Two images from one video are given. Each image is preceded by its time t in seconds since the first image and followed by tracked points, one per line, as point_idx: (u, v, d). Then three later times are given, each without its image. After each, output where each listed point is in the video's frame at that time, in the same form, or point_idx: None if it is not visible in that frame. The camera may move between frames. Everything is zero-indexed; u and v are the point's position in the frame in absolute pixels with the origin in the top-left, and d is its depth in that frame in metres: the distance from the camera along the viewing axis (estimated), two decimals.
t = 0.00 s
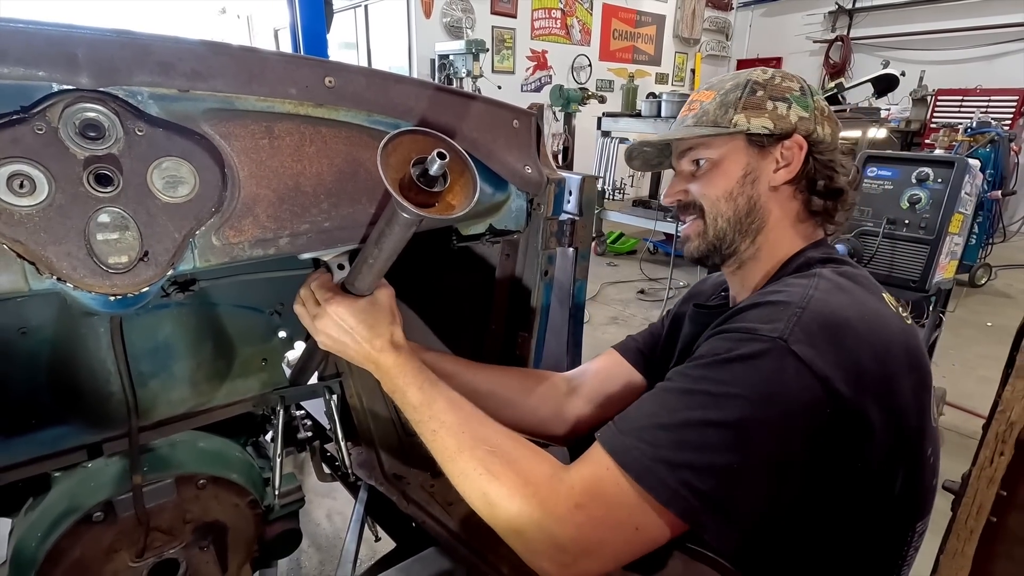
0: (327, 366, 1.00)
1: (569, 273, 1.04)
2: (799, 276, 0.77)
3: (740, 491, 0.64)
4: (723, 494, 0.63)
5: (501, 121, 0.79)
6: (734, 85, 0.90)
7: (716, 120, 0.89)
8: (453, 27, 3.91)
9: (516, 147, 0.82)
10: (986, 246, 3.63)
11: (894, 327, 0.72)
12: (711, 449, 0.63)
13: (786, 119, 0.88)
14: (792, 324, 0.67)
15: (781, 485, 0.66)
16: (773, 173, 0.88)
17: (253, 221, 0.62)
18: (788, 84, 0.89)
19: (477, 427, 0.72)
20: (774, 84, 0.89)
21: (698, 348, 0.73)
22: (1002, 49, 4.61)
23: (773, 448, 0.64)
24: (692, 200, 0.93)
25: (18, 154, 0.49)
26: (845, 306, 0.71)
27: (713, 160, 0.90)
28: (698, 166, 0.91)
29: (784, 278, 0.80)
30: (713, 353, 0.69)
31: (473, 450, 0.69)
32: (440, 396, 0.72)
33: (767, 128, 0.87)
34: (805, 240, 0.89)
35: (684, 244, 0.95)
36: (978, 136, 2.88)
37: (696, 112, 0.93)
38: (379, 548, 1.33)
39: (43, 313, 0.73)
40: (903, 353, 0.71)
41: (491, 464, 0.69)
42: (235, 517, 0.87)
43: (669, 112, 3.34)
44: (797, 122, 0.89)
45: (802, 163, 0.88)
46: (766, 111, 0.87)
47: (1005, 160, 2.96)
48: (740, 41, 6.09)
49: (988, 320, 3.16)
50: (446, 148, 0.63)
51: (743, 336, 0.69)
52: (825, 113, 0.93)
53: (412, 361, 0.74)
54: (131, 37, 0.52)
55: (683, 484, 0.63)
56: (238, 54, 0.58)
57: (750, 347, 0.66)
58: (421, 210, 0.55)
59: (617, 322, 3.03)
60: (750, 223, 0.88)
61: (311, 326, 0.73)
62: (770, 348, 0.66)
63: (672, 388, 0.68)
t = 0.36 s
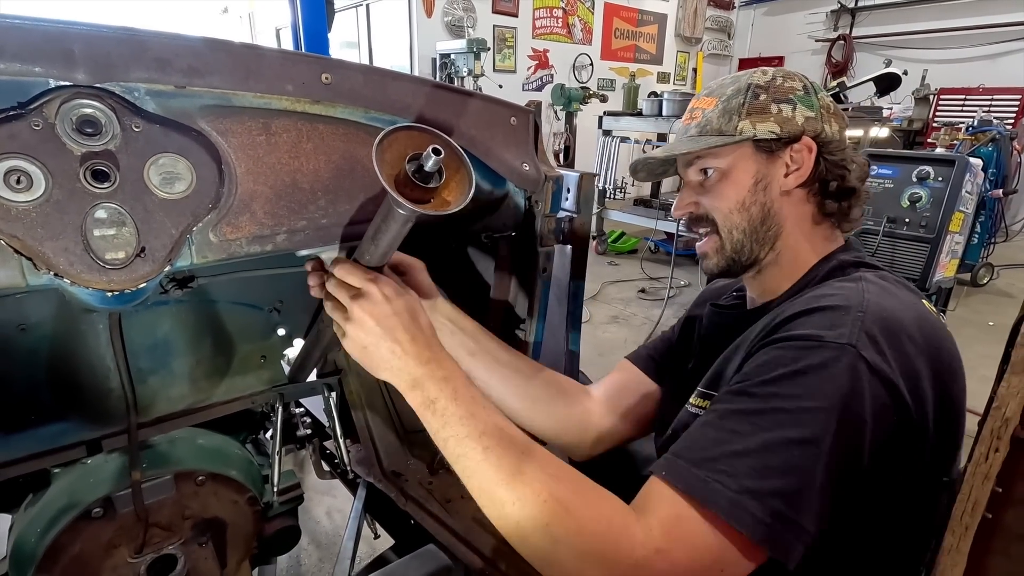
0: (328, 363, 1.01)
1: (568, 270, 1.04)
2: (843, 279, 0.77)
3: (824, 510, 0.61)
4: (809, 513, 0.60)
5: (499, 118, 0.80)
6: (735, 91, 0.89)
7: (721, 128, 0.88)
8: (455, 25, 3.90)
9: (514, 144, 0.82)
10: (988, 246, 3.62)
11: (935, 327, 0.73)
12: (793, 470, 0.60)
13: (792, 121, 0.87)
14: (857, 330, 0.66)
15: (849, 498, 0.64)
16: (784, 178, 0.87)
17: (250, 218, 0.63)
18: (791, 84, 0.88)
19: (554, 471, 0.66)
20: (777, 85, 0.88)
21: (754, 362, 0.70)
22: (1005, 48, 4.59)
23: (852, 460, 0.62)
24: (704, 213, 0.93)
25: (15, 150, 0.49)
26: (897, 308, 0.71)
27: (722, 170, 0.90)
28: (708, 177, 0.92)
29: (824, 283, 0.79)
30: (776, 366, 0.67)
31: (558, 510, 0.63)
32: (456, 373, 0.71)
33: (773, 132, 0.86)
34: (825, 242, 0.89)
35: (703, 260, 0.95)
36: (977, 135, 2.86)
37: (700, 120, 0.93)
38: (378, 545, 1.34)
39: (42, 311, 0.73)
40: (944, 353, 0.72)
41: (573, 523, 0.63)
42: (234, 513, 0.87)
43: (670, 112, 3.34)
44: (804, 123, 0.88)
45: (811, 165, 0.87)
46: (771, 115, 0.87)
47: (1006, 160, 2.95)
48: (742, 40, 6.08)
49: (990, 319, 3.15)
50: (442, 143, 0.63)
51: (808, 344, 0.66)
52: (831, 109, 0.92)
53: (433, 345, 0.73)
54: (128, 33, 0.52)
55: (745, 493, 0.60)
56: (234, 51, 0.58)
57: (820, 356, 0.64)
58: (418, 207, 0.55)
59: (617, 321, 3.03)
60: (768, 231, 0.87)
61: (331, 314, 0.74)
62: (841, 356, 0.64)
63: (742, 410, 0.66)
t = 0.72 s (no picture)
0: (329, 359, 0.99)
1: (571, 265, 1.05)
2: (864, 297, 0.74)
3: (824, 538, 0.60)
4: (804, 541, 0.60)
5: (503, 112, 0.79)
6: (761, 80, 0.87)
7: (747, 122, 0.87)
8: (456, 24, 3.90)
9: (518, 138, 0.82)
10: (991, 245, 3.61)
11: (964, 351, 0.70)
12: (788, 497, 0.60)
13: (823, 111, 0.85)
14: (875, 358, 0.64)
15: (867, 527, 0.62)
16: (813, 173, 0.86)
17: (253, 210, 0.62)
18: (823, 70, 0.85)
19: (548, 479, 0.67)
20: (806, 72, 0.86)
21: (765, 382, 0.68)
22: (1008, 46, 4.58)
23: (862, 492, 0.60)
24: (728, 209, 0.91)
25: (17, 140, 0.49)
26: (921, 332, 0.68)
27: (746, 165, 0.88)
28: (731, 172, 0.90)
29: (848, 299, 0.76)
30: (787, 390, 0.65)
31: (547, 517, 0.65)
32: (455, 379, 0.71)
33: (802, 125, 0.85)
34: (853, 242, 0.88)
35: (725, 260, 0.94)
36: (983, 131, 2.89)
37: (725, 112, 0.91)
38: (380, 542, 1.34)
39: (44, 304, 0.73)
40: (974, 379, 0.69)
41: (562, 528, 0.65)
42: (236, 509, 0.87)
43: (673, 110, 3.33)
44: (836, 112, 0.85)
45: (842, 158, 0.85)
46: (800, 106, 0.85)
47: (1010, 158, 2.94)
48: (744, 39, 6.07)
49: (993, 318, 3.14)
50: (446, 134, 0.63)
51: (822, 370, 0.64)
52: (865, 94, 0.90)
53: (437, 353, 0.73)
54: (129, 21, 0.52)
55: (736, 514, 0.60)
56: (237, 41, 0.58)
57: (834, 384, 0.62)
58: (422, 198, 0.55)
59: (619, 320, 3.02)
60: (795, 231, 0.86)
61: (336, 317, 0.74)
62: (856, 386, 0.61)
63: (743, 429, 0.64)
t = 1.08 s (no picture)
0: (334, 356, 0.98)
1: (576, 262, 1.05)
2: (873, 292, 0.74)
3: (831, 534, 0.60)
4: (810, 538, 0.59)
5: (508, 108, 0.79)
6: (751, 79, 0.88)
7: (738, 122, 0.87)
8: (459, 25, 3.90)
9: (523, 134, 0.82)
10: (995, 245, 3.59)
11: (972, 347, 0.70)
12: (797, 493, 0.60)
13: (816, 107, 0.85)
14: (885, 352, 0.63)
15: (873, 522, 0.62)
16: (808, 170, 0.85)
17: (259, 205, 0.62)
18: (813, 66, 0.85)
19: (553, 476, 0.67)
20: (797, 67, 0.85)
21: (773, 377, 0.68)
22: (1011, 47, 4.57)
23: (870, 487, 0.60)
24: (725, 209, 0.91)
25: (25, 133, 0.49)
26: (930, 328, 0.67)
27: (740, 165, 0.87)
28: (725, 172, 0.89)
29: (854, 294, 0.76)
30: (796, 385, 0.64)
31: (550, 515, 0.65)
32: (461, 374, 0.71)
33: (796, 122, 0.84)
34: (852, 238, 0.88)
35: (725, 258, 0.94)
36: (987, 131, 2.89)
37: (716, 113, 0.91)
38: (383, 540, 1.34)
39: (50, 300, 0.73)
40: (983, 375, 0.69)
41: (566, 525, 0.64)
42: (240, 506, 0.87)
43: (675, 110, 3.33)
44: (830, 107, 0.85)
45: (837, 154, 0.85)
46: (793, 102, 0.85)
47: (1015, 158, 2.93)
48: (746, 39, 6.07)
49: (997, 319, 3.13)
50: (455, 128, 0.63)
51: (831, 365, 0.64)
52: (858, 87, 0.89)
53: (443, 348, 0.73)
54: (138, 15, 0.52)
55: (742, 509, 0.60)
56: (245, 35, 0.58)
57: (844, 379, 0.62)
58: (431, 191, 0.55)
59: (622, 320, 3.01)
60: (793, 229, 0.86)
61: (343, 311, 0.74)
62: (865, 381, 0.61)
63: (750, 424, 0.64)
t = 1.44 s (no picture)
0: (334, 354, 0.98)
1: (576, 261, 1.05)
2: (878, 290, 0.73)
3: (834, 532, 0.59)
4: (813, 536, 0.59)
5: (509, 105, 0.79)
6: (765, 72, 0.87)
7: (751, 117, 0.87)
8: (459, 26, 3.91)
9: (524, 131, 0.82)
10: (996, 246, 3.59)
11: (977, 344, 0.69)
12: (799, 491, 0.59)
13: (831, 104, 0.84)
14: (890, 350, 0.63)
15: (877, 518, 0.62)
16: (819, 169, 0.85)
17: (259, 202, 0.62)
18: (829, 61, 0.85)
19: (553, 475, 0.67)
20: (813, 63, 0.85)
21: (777, 375, 0.67)
22: (1012, 48, 4.57)
23: (874, 484, 0.60)
24: (731, 205, 0.91)
25: (24, 128, 0.49)
26: (935, 326, 0.67)
27: (750, 160, 0.87)
28: (734, 168, 0.89)
29: (859, 291, 0.76)
30: (800, 383, 0.64)
31: (549, 512, 0.65)
32: (460, 379, 0.71)
33: (809, 119, 0.84)
34: (858, 237, 0.88)
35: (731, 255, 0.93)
36: (988, 132, 2.89)
37: (728, 105, 0.91)
38: (383, 539, 1.34)
39: (50, 298, 0.73)
40: (988, 372, 0.68)
41: (564, 522, 0.64)
42: (240, 505, 0.87)
43: (676, 110, 3.33)
44: (843, 105, 0.85)
45: (849, 153, 0.85)
46: (807, 99, 0.84)
47: (1016, 158, 2.92)
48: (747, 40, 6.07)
49: (999, 320, 3.12)
50: (453, 122, 0.62)
51: (835, 362, 0.63)
52: (874, 86, 0.89)
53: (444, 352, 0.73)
54: (138, 10, 0.52)
55: (746, 508, 0.59)
56: (245, 30, 0.58)
57: (848, 376, 0.61)
58: (429, 187, 0.55)
59: (622, 321, 3.01)
60: (802, 228, 0.86)
61: (343, 319, 0.74)
62: (869, 379, 0.61)
63: (753, 422, 0.63)
